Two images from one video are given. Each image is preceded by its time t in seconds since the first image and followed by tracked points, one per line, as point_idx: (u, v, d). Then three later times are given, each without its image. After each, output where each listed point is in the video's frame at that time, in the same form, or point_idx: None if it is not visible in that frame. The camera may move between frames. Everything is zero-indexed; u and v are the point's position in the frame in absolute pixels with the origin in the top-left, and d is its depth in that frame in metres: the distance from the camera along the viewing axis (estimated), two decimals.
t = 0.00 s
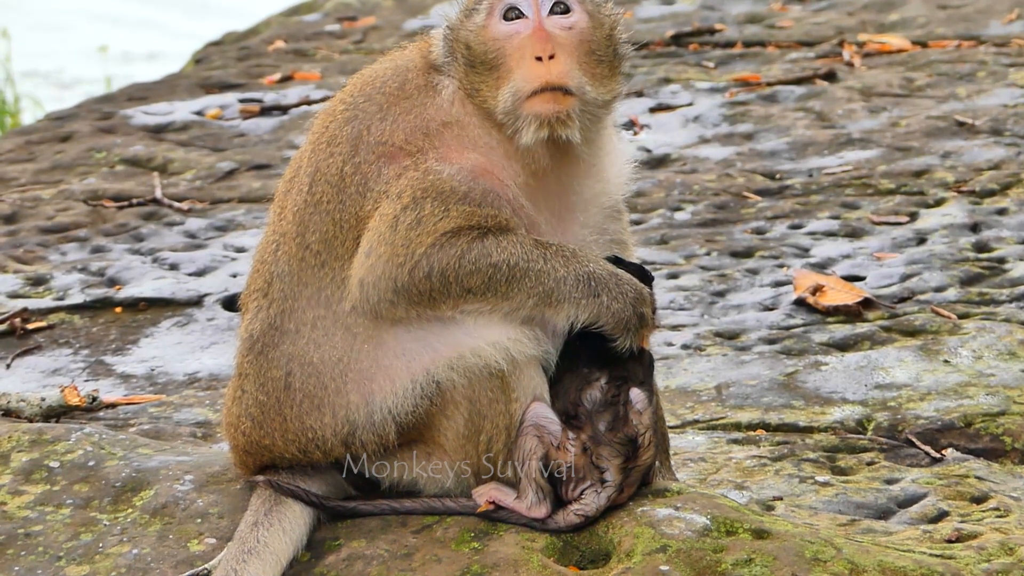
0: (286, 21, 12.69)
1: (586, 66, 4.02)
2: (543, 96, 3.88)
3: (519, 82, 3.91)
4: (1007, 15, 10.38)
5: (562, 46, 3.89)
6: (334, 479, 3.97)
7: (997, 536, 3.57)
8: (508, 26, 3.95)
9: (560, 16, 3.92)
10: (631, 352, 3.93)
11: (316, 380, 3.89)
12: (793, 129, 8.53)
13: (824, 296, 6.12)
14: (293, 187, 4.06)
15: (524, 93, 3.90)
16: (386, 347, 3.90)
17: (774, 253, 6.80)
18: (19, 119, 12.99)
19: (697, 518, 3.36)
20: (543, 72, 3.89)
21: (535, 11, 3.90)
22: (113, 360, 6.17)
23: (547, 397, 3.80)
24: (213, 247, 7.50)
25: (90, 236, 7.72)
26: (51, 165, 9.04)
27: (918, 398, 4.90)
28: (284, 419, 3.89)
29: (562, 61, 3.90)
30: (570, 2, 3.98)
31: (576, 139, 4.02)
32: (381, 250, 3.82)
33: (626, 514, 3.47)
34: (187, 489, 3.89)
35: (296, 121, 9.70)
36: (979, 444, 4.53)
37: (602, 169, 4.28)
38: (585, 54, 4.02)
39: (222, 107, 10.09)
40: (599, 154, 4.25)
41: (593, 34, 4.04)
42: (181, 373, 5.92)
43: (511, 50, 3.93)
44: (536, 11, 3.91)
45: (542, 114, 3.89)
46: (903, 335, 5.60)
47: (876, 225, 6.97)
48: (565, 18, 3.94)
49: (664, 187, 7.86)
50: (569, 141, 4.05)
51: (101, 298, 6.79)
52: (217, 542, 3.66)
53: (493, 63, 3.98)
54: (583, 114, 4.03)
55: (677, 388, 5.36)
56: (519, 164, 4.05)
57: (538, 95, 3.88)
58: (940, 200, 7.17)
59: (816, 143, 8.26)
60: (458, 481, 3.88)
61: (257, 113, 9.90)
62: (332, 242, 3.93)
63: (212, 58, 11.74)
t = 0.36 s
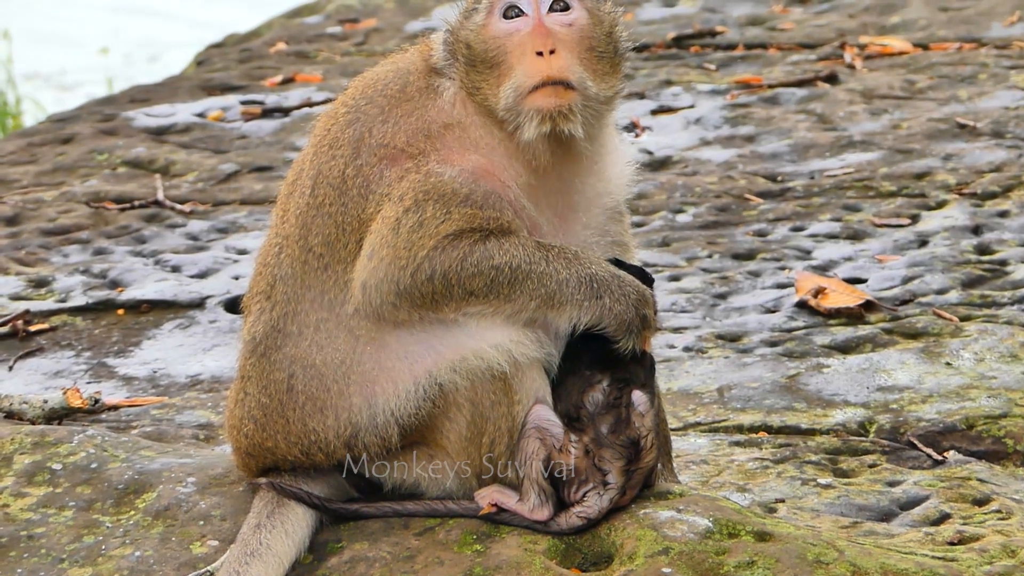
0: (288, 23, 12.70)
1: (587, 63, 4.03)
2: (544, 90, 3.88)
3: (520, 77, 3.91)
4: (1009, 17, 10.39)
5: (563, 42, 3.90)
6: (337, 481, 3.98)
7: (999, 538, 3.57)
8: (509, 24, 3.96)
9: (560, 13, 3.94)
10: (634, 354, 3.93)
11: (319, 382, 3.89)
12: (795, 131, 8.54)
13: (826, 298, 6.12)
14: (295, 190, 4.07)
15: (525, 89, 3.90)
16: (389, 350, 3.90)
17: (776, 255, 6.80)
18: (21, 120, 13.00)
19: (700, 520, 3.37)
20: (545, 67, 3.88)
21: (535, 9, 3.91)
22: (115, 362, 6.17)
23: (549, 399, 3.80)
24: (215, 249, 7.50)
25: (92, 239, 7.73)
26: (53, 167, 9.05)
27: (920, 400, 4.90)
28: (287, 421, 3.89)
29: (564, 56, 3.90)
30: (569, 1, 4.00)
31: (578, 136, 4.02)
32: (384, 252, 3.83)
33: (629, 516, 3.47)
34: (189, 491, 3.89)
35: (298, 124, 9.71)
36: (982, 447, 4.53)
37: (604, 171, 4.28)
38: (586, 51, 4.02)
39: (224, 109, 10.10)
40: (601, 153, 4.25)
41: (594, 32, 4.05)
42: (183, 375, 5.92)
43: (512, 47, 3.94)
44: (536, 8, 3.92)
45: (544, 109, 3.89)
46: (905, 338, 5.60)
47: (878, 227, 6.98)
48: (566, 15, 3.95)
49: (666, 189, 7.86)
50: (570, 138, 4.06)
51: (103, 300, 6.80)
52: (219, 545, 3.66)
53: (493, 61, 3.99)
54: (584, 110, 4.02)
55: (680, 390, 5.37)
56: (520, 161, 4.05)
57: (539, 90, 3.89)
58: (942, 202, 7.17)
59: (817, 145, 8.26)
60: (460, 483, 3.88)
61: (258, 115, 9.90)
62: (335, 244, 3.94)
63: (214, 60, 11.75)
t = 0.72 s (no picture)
0: (289, 27, 12.72)
1: (583, 63, 4.03)
2: (539, 89, 3.88)
3: (515, 76, 3.91)
4: (1009, 19, 10.40)
5: (558, 41, 3.91)
6: (339, 484, 3.98)
7: (1001, 539, 3.58)
8: (505, 25, 3.97)
9: (556, 14, 3.95)
10: (635, 356, 3.94)
11: (320, 385, 3.90)
12: (796, 134, 8.54)
13: (827, 300, 6.13)
14: (297, 194, 4.07)
15: (521, 88, 3.90)
16: (390, 353, 3.91)
17: (777, 258, 6.81)
18: (22, 125, 13.01)
19: (702, 523, 3.37)
20: (539, 66, 3.88)
21: (531, 9, 3.93)
22: (118, 365, 6.18)
23: (551, 402, 3.80)
24: (217, 253, 7.51)
25: (94, 243, 7.73)
26: (54, 171, 9.05)
27: (922, 402, 4.91)
28: (289, 424, 3.91)
29: (559, 55, 3.90)
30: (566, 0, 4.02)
31: (575, 135, 4.02)
32: (384, 256, 3.83)
33: (631, 518, 3.48)
34: (192, 494, 3.89)
35: (299, 127, 9.72)
36: (983, 448, 4.53)
37: (605, 172, 4.29)
38: (582, 50, 4.03)
39: (225, 113, 10.11)
40: (600, 155, 4.26)
41: (591, 32, 4.06)
42: (185, 379, 5.92)
43: (508, 47, 3.95)
44: (532, 9, 3.93)
45: (539, 107, 3.88)
46: (906, 339, 5.60)
47: (879, 229, 6.98)
48: (563, 15, 3.97)
49: (667, 192, 7.87)
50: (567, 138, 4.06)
51: (105, 304, 6.80)
52: (222, 548, 3.67)
53: (490, 61, 4.00)
54: (581, 109, 4.02)
55: (681, 393, 5.38)
56: (519, 162, 4.05)
57: (533, 88, 3.88)
58: (943, 204, 7.17)
59: (818, 148, 8.27)
60: (462, 486, 3.88)
61: (260, 119, 9.91)
62: (336, 247, 3.95)
63: (215, 64, 11.76)
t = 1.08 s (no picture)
0: (290, 32, 12.73)
1: (580, 64, 4.01)
2: (532, 87, 3.86)
3: (509, 75, 3.89)
4: (1011, 25, 10.41)
5: (554, 41, 3.88)
6: (339, 489, 3.99)
7: (1002, 545, 3.58)
8: (502, 26, 3.96)
9: (553, 15, 3.92)
10: (635, 360, 3.92)
11: (321, 389, 3.91)
12: (798, 139, 8.55)
13: (828, 306, 6.13)
14: (298, 198, 4.09)
15: (516, 88, 3.88)
16: (391, 358, 3.91)
17: (779, 263, 6.81)
18: (24, 129, 13.03)
19: (703, 527, 3.37)
20: (534, 64, 3.86)
21: (528, 10, 3.90)
22: (119, 370, 6.19)
23: (553, 407, 3.80)
24: (218, 258, 7.51)
25: (95, 247, 7.74)
26: (56, 175, 9.06)
27: (923, 407, 4.91)
28: (289, 428, 3.91)
29: (554, 55, 3.88)
30: (563, 2, 3.99)
31: (571, 136, 3.99)
32: (385, 262, 3.84)
33: (632, 523, 3.48)
34: (193, 499, 3.90)
35: (301, 132, 9.72)
36: (984, 454, 4.53)
37: (606, 174, 4.27)
38: (578, 51, 4.00)
39: (227, 118, 10.12)
40: (601, 158, 4.24)
41: (587, 33, 4.03)
42: (187, 384, 5.92)
43: (504, 48, 3.94)
44: (528, 9, 3.91)
45: (533, 106, 3.87)
46: (908, 345, 5.61)
47: (880, 234, 6.99)
48: (559, 16, 3.94)
49: (669, 198, 7.87)
50: (565, 139, 4.05)
51: (106, 309, 6.81)
52: (223, 552, 3.67)
53: (487, 62, 4.00)
54: (578, 111, 4.00)
55: (683, 398, 5.38)
56: (517, 163, 4.03)
57: (528, 87, 3.86)
58: (944, 209, 7.17)
59: (820, 153, 8.27)
60: (463, 492, 3.88)
61: (261, 124, 9.92)
62: (336, 251, 3.95)
63: (217, 68, 11.77)
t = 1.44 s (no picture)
0: (290, 35, 12.73)
1: (576, 51, 4.05)
2: (527, 68, 3.89)
3: (505, 58, 3.93)
4: (1011, 26, 10.41)
5: (549, 26, 3.92)
6: (340, 493, 3.98)
7: (1003, 547, 3.57)
8: (497, 16, 4.01)
9: (549, 4, 3.97)
10: (637, 361, 3.92)
11: (321, 392, 3.91)
12: (798, 141, 8.55)
13: (829, 308, 6.13)
14: (298, 202, 4.09)
15: (512, 71, 3.91)
16: (391, 361, 3.91)
17: (779, 266, 6.81)
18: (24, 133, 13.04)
19: (704, 531, 3.37)
20: (528, 46, 3.90)
21: None
22: (120, 374, 6.18)
23: (553, 410, 3.79)
24: (218, 262, 7.51)
25: (96, 252, 7.74)
26: (56, 180, 9.06)
27: (923, 409, 4.91)
28: (289, 430, 3.91)
29: (548, 38, 3.92)
30: None
31: (567, 119, 4.01)
32: (386, 265, 3.84)
33: (633, 526, 3.48)
34: (194, 503, 3.89)
35: (301, 135, 9.72)
36: (985, 456, 4.53)
37: (606, 173, 4.26)
38: (573, 38, 4.04)
39: (227, 121, 10.12)
40: (601, 155, 4.25)
41: (583, 24, 4.07)
42: (187, 388, 5.92)
43: (500, 36, 3.98)
44: None
45: (528, 86, 3.89)
46: (908, 347, 5.60)
47: (880, 236, 6.99)
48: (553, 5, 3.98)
49: (669, 200, 7.87)
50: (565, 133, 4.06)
51: (107, 313, 6.81)
52: (224, 556, 3.66)
53: (482, 51, 4.04)
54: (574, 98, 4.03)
55: (683, 401, 5.38)
56: (516, 158, 4.04)
57: (525, 68, 3.89)
58: (944, 211, 7.17)
59: (820, 155, 8.27)
60: (464, 495, 3.88)
61: (261, 128, 9.93)
62: (336, 253, 3.95)
63: (217, 72, 11.78)
